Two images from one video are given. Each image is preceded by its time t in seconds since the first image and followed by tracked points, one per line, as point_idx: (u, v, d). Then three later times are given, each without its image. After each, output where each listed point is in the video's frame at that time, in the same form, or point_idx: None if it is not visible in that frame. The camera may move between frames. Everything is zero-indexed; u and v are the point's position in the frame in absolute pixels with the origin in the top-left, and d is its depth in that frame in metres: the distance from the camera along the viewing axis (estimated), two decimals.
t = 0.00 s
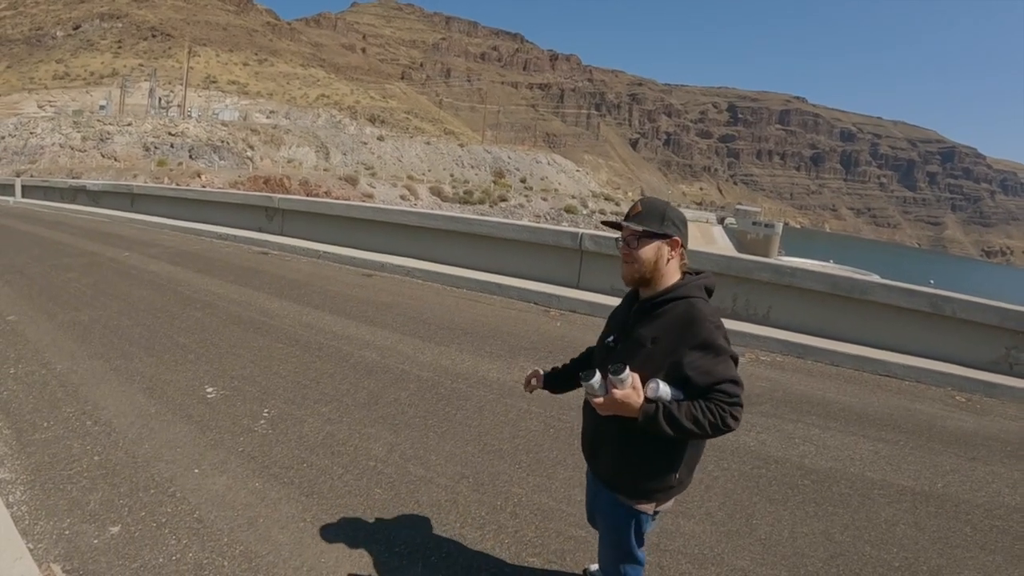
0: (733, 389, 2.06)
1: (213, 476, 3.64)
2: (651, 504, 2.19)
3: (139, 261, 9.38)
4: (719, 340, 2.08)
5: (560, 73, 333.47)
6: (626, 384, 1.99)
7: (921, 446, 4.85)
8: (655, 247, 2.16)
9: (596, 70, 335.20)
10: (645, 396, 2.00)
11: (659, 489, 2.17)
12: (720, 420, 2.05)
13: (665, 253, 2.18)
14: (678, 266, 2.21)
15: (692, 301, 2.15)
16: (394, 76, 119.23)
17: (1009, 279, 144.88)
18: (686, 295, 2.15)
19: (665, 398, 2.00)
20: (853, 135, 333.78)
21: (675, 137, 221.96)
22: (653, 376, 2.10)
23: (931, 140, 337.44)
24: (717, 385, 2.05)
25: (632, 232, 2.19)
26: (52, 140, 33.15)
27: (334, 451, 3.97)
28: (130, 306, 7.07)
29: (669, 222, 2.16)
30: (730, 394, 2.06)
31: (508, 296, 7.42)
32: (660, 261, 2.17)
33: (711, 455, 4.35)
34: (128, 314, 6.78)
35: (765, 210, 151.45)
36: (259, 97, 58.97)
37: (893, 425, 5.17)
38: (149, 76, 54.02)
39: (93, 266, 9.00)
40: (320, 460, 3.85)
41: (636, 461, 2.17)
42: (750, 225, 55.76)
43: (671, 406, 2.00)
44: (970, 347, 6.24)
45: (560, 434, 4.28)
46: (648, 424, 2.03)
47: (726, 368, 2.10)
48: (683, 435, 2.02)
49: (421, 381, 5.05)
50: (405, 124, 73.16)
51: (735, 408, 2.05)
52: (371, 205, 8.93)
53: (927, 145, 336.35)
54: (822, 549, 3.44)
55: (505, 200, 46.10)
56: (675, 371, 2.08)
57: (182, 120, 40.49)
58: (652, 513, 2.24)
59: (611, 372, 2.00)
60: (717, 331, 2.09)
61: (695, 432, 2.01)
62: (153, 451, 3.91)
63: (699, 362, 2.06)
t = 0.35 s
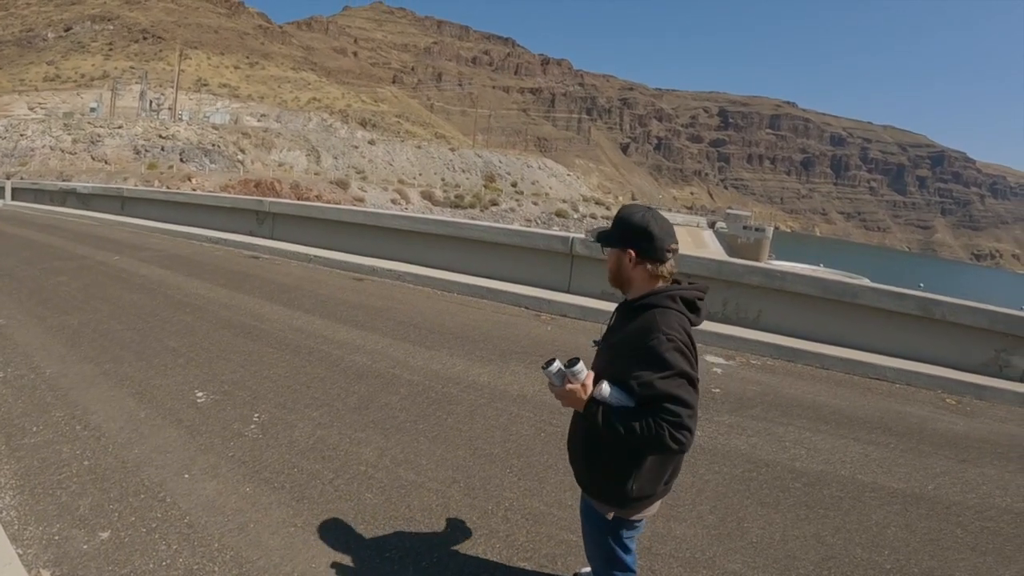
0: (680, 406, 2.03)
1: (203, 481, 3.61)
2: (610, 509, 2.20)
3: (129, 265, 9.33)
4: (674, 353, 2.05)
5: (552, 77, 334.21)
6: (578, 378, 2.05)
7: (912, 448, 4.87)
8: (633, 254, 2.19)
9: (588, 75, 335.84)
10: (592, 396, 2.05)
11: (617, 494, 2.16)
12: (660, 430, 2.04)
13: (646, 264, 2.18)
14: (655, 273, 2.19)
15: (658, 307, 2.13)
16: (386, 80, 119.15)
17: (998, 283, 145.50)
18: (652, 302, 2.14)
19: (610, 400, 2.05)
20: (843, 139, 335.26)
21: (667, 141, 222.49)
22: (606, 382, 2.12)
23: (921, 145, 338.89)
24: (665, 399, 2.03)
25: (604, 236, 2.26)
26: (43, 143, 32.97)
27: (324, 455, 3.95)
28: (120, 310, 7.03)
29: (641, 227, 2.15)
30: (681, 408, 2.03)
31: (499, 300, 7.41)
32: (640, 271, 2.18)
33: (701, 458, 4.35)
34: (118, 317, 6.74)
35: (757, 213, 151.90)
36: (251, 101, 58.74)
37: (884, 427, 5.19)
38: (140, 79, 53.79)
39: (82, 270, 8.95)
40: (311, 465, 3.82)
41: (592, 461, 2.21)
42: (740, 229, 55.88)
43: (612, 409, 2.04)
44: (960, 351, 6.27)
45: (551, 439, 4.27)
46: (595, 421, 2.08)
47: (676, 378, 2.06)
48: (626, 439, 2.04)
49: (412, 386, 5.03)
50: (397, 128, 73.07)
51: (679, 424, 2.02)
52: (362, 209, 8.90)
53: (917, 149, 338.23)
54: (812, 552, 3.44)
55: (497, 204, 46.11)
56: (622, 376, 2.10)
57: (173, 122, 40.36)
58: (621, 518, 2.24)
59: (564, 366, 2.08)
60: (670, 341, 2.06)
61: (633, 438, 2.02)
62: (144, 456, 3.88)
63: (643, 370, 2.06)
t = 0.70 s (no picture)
0: (614, 408, 2.08)
1: (193, 485, 3.59)
2: (574, 502, 2.28)
3: (123, 268, 9.30)
4: (616, 357, 2.10)
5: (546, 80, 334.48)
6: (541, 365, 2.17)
7: (905, 451, 4.88)
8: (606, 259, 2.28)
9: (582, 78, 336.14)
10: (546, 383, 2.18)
11: (576, 488, 2.25)
12: (595, 428, 2.10)
13: (616, 270, 2.26)
14: (624, 282, 2.27)
15: (617, 313, 2.20)
16: (380, 82, 119.00)
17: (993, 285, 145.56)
18: (610, 308, 2.23)
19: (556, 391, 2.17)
20: (837, 142, 335.74)
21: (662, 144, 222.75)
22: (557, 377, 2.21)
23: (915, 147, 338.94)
24: (604, 401, 2.09)
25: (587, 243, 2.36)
26: (37, 144, 32.83)
27: (315, 460, 3.94)
28: (113, 313, 7.00)
29: (609, 236, 2.23)
30: (618, 411, 2.09)
31: (492, 304, 7.41)
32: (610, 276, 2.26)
33: (693, 462, 4.35)
34: (111, 320, 6.71)
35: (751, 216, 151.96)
36: (245, 102, 58.64)
37: (877, 430, 5.19)
38: (135, 81, 53.68)
39: (75, 273, 8.91)
40: (302, 470, 3.81)
41: (556, 454, 2.32)
42: (734, 231, 55.67)
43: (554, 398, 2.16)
44: (954, 353, 6.29)
45: (543, 443, 4.27)
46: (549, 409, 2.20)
47: (614, 382, 2.09)
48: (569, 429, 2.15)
49: (404, 390, 5.01)
50: (391, 130, 72.99)
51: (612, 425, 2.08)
52: (354, 212, 8.90)
53: (911, 152, 338.04)
54: (804, 556, 3.44)
55: (491, 206, 46.11)
56: (578, 373, 2.19)
57: (168, 125, 40.28)
58: (585, 515, 2.28)
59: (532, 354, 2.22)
60: (616, 346, 2.11)
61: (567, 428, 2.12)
62: (136, 459, 3.87)
63: (589, 369, 2.13)
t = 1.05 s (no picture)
0: (590, 405, 2.09)
1: (176, 494, 3.55)
2: (557, 498, 2.29)
3: (106, 274, 9.20)
4: (590, 355, 2.11)
5: (531, 86, 335.38)
6: (522, 366, 2.18)
7: (890, 455, 4.91)
8: (581, 265, 2.28)
9: (567, 84, 337.03)
10: (527, 383, 2.19)
11: (555, 482, 2.28)
12: (569, 424, 2.12)
13: (589, 274, 2.28)
14: (596, 285, 2.28)
15: (587, 314, 2.21)
16: (365, 88, 118.79)
17: (974, 290, 146.58)
18: (582, 309, 2.24)
19: (539, 389, 2.16)
20: (821, 148, 337.67)
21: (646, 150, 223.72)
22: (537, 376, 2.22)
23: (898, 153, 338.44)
24: (578, 400, 2.10)
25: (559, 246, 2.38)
26: (19, 148, 32.42)
27: (298, 469, 3.90)
28: (95, 319, 6.91)
29: (581, 238, 2.24)
30: (591, 407, 2.10)
31: (476, 310, 7.40)
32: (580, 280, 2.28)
33: (677, 468, 4.36)
34: (94, 327, 6.62)
35: (735, 221, 152.73)
36: (230, 108, 58.39)
37: (862, 435, 5.23)
38: (118, 85, 53.25)
39: (58, 279, 8.79)
40: (285, 478, 3.78)
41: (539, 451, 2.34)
42: (718, 237, 55.18)
43: (538, 398, 2.15)
44: (935, 357, 6.36)
45: (527, 451, 4.25)
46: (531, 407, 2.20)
47: (586, 380, 2.10)
48: (549, 428, 2.16)
49: (387, 397, 4.98)
50: (375, 137, 72.84)
51: (591, 419, 2.09)
52: (338, 218, 8.86)
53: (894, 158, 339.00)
54: (788, 560, 3.46)
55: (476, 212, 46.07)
56: (552, 371, 2.18)
57: (152, 129, 39.94)
58: (564, 510, 2.30)
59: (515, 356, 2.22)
60: (588, 345, 2.12)
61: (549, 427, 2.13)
62: (118, 469, 3.81)
63: (561, 367, 2.14)
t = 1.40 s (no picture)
0: (573, 403, 2.10)
1: (157, 503, 3.51)
2: (542, 496, 2.30)
3: (87, 280, 9.10)
4: (570, 356, 2.13)
5: (515, 92, 335.85)
6: (503, 368, 2.19)
7: (871, 458, 4.96)
8: (558, 270, 2.30)
9: (551, 92, 337.70)
10: (509, 385, 2.20)
11: (537, 480, 2.30)
12: (551, 424, 2.13)
13: (567, 276, 2.29)
14: (573, 288, 2.30)
15: (564, 316, 2.23)
16: (348, 95, 118.54)
17: (952, 295, 147.84)
18: (560, 312, 2.26)
19: (521, 390, 2.17)
20: (802, 154, 338.77)
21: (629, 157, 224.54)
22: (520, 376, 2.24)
23: (878, 159, 338.27)
24: (560, 397, 2.11)
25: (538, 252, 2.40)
26: None
27: (280, 477, 3.87)
28: (75, 326, 6.83)
29: (557, 243, 2.26)
30: (572, 406, 2.11)
31: (458, 317, 7.40)
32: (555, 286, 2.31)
33: (660, 473, 4.38)
34: (74, 334, 6.54)
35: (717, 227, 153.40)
36: (212, 113, 58.04)
37: (844, 439, 5.28)
38: (100, 89, 52.79)
39: (38, 285, 8.69)
40: (267, 486, 3.75)
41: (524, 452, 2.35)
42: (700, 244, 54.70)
43: (521, 398, 2.16)
44: (915, 361, 6.44)
45: (508, 457, 4.25)
46: (513, 409, 2.20)
47: (566, 379, 2.12)
48: (533, 428, 2.16)
49: (369, 405, 4.96)
50: (358, 144, 72.63)
51: (574, 417, 2.10)
52: (320, 225, 8.83)
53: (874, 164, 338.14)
54: (772, 564, 3.48)
55: (458, 220, 45.99)
56: (533, 371, 2.20)
57: (133, 134, 39.60)
58: (548, 507, 2.31)
59: (498, 358, 2.22)
60: (565, 346, 2.13)
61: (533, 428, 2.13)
62: (98, 477, 3.76)
63: (541, 367, 2.16)
